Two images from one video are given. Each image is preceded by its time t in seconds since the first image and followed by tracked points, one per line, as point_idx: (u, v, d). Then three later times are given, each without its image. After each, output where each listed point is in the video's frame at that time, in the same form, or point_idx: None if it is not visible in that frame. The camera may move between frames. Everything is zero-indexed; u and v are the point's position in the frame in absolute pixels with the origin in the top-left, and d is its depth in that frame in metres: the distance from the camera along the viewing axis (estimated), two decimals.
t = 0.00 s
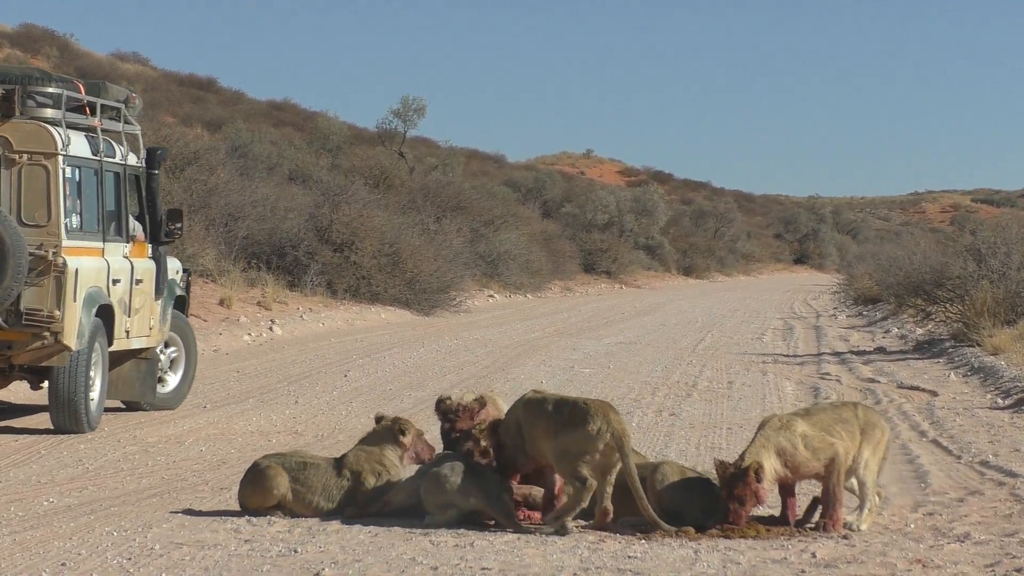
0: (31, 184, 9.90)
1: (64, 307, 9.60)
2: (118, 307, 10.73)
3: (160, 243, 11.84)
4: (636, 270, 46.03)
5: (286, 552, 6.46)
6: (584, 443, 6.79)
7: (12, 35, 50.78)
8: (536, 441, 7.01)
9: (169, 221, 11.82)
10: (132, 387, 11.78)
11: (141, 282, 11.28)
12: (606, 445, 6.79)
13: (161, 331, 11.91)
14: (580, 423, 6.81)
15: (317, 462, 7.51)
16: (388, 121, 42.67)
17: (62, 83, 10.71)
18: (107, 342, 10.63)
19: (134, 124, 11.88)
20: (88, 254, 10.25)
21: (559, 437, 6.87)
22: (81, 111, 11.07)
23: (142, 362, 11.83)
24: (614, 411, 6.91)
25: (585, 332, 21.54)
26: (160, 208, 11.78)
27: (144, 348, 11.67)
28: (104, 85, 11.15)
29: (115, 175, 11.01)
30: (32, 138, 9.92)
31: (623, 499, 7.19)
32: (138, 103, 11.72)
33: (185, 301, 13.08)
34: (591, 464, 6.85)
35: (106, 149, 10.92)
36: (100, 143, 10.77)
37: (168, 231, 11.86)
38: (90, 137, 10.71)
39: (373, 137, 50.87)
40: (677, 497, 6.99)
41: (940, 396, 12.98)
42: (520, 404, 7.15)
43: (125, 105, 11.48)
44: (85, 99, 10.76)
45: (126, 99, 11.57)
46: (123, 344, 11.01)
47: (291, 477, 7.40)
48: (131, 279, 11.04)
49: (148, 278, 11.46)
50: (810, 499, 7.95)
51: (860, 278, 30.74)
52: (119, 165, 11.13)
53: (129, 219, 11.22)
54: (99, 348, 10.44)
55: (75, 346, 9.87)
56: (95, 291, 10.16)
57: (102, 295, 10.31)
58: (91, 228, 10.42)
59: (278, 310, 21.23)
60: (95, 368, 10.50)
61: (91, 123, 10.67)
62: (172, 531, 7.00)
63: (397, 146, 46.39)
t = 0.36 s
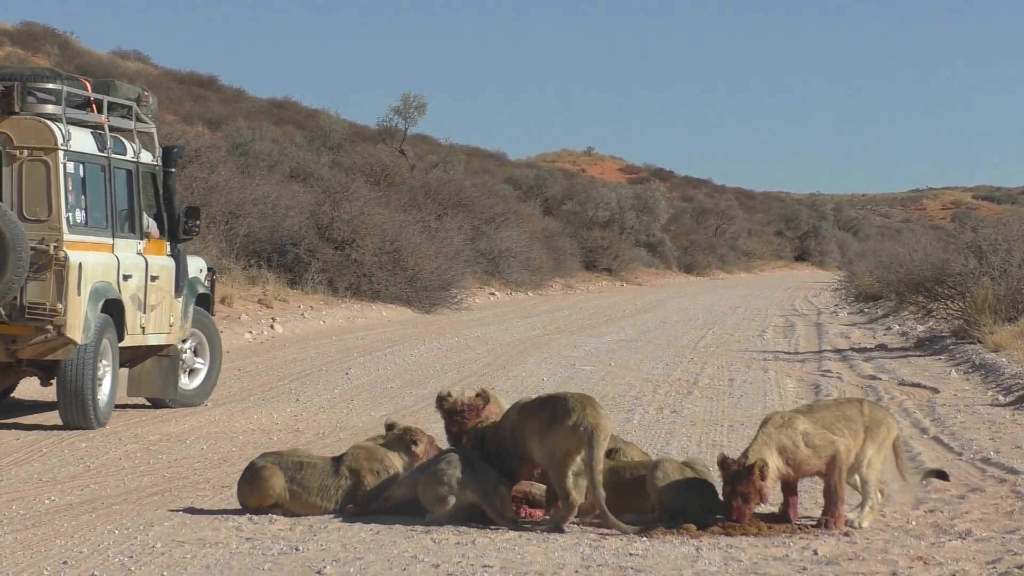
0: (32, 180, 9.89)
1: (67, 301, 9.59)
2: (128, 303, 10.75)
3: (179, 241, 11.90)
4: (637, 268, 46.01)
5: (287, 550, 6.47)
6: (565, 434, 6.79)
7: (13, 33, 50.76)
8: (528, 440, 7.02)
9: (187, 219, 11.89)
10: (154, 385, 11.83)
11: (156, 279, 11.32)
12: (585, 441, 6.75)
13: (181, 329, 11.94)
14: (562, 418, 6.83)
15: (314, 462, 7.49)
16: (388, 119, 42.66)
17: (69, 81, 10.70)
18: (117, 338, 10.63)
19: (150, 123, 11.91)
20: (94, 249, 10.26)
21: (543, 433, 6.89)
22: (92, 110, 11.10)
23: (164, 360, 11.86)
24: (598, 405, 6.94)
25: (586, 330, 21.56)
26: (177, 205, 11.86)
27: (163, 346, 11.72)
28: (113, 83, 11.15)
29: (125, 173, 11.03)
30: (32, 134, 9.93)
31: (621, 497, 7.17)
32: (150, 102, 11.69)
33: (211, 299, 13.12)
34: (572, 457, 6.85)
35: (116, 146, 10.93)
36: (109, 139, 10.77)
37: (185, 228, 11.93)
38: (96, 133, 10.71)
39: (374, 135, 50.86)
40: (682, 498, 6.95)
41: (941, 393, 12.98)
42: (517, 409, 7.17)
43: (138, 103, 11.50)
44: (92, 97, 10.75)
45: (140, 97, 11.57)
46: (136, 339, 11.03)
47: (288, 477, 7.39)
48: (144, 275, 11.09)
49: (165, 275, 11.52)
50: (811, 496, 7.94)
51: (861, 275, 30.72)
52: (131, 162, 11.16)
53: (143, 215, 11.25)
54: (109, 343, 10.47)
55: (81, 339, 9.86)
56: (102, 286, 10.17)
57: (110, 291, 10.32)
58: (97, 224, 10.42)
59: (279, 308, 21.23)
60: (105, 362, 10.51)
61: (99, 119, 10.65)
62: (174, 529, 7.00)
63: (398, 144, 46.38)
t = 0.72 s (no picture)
0: (35, 175, 9.89)
1: (72, 293, 9.60)
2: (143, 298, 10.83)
3: (204, 239, 12.01)
4: (639, 266, 46.01)
5: (287, 548, 6.46)
6: (584, 457, 6.82)
7: (14, 31, 50.75)
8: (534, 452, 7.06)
9: (210, 215, 12.04)
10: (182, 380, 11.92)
11: (177, 275, 11.39)
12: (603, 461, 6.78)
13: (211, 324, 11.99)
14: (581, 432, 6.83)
15: (316, 461, 7.50)
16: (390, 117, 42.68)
17: (77, 79, 10.73)
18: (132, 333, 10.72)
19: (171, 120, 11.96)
20: (104, 244, 10.32)
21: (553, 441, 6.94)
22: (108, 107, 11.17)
23: (193, 355, 11.96)
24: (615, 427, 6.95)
25: (586, 328, 21.57)
26: (200, 202, 12.00)
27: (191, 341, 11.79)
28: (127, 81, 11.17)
29: (140, 169, 11.12)
30: (35, 130, 9.95)
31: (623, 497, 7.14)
32: (168, 99, 11.69)
33: (243, 298, 13.17)
34: (587, 475, 6.87)
35: (128, 142, 10.98)
36: (120, 136, 10.82)
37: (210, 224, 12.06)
38: (106, 129, 10.72)
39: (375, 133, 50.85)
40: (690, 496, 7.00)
41: (942, 391, 12.98)
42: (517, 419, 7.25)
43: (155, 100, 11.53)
44: (102, 95, 10.77)
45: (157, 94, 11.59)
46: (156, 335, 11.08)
47: (290, 476, 7.39)
48: (163, 270, 11.17)
49: (187, 272, 11.59)
50: (812, 494, 7.95)
51: (863, 273, 30.70)
52: (147, 159, 11.25)
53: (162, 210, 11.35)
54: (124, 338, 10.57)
55: (89, 332, 9.90)
56: (113, 280, 10.22)
57: (122, 285, 10.39)
58: (106, 219, 10.46)
59: (280, 306, 21.24)
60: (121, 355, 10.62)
61: (108, 115, 10.66)
62: (174, 527, 7.00)
63: (399, 142, 46.37)
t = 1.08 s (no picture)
0: (48, 173, 9.95)
1: (83, 290, 9.66)
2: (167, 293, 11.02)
3: (241, 233, 12.34)
4: (640, 263, 46.00)
5: (289, 544, 6.46)
6: (587, 451, 6.81)
7: (16, 26, 50.73)
8: (535, 447, 7.07)
9: (247, 209, 12.35)
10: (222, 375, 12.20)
11: (208, 271, 11.63)
12: (607, 458, 6.80)
13: (247, 319, 12.28)
14: (585, 428, 6.83)
15: (315, 453, 7.49)
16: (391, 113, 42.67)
17: (101, 79, 10.87)
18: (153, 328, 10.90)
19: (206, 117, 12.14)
20: (122, 241, 10.45)
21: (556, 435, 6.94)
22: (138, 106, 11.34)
23: (229, 351, 12.22)
24: (618, 420, 6.95)
25: (587, 325, 21.56)
26: (237, 199, 12.31)
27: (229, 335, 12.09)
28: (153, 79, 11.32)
29: (169, 166, 11.28)
30: (46, 128, 10.00)
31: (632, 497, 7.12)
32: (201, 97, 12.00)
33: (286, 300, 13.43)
34: (590, 469, 6.88)
35: (154, 140, 11.13)
36: (144, 133, 10.95)
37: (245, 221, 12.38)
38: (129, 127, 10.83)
39: (376, 130, 50.82)
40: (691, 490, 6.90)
41: (943, 388, 12.97)
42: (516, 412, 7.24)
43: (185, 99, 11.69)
44: (127, 94, 10.91)
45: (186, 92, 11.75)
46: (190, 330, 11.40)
47: (289, 468, 7.37)
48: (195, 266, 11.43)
49: (220, 268, 11.85)
50: (812, 491, 7.95)
51: (864, 270, 30.68)
52: (178, 156, 11.44)
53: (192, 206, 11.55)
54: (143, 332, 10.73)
55: (103, 327, 10.01)
56: (129, 276, 10.33)
57: (142, 282, 10.51)
58: (124, 215, 10.56)
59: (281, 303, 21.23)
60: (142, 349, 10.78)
61: (131, 114, 10.77)
62: (175, 523, 7.00)
63: (401, 138, 46.36)
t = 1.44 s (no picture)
0: (64, 173, 10.16)
1: (97, 288, 9.92)
2: (195, 291, 11.22)
3: (283, 230, 12.40)
4: (642, 261, 45.99)
5: (291, 541, 6.47)
6: (585, 448, 6.82)
7: (19, 23, 50.77)
8: (533, 443, 7.08)
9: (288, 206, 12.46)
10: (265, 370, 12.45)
11: (244, 267, 11.81)
12: (603, 455, 6.81)
13: (291, 316, 12.39)
14: (583, 425, 6.84)
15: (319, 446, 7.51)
16: (394, 111, 42.68)
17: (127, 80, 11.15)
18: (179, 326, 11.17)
19: (244, 117, 12.35)
20: (143, 240, 10.69)
21: (555, 432, 6.95)
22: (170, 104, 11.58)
23: (272, 347, 12.43)
24: (616, 416, 6.97)
25: (589, 322, 21.57)
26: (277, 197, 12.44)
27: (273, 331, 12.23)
28: (184, 79, 11.54)
29: (199, 165, 11.49)
30: (61, 130, 10.19)
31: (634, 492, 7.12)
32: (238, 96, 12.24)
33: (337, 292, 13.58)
34: (589, 466, 6.88)
35: (183, 139, 11.35)
36: (170, 133, 11.17)
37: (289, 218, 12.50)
38: (154, 127, 11.06)
39: (378, 128, 50.82)
40: (691, 488, 6.90)
41: (945, 386, 12.98)
42: (518, 411, 7.28)
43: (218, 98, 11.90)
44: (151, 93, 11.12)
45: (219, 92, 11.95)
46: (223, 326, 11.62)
47: (297, 462, 7.35)
48: (228, 265, 11.63)
49: (258, 266, 11.96)
50: (816, 489, 7.95)
51: (867, 268, 30.68)
52: (210, 155, 11.67)
53: (226, 203, 11.75)
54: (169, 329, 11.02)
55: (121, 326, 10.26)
56: (150, 274, 10.58)
57: (164, 279, 10.75)
58: (145, 214, 10.79)
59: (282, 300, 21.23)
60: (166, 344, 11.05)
61: (155, 114, 10.98)
62: (177, 520, 7.00)
63: (403, 135, 46.34)
